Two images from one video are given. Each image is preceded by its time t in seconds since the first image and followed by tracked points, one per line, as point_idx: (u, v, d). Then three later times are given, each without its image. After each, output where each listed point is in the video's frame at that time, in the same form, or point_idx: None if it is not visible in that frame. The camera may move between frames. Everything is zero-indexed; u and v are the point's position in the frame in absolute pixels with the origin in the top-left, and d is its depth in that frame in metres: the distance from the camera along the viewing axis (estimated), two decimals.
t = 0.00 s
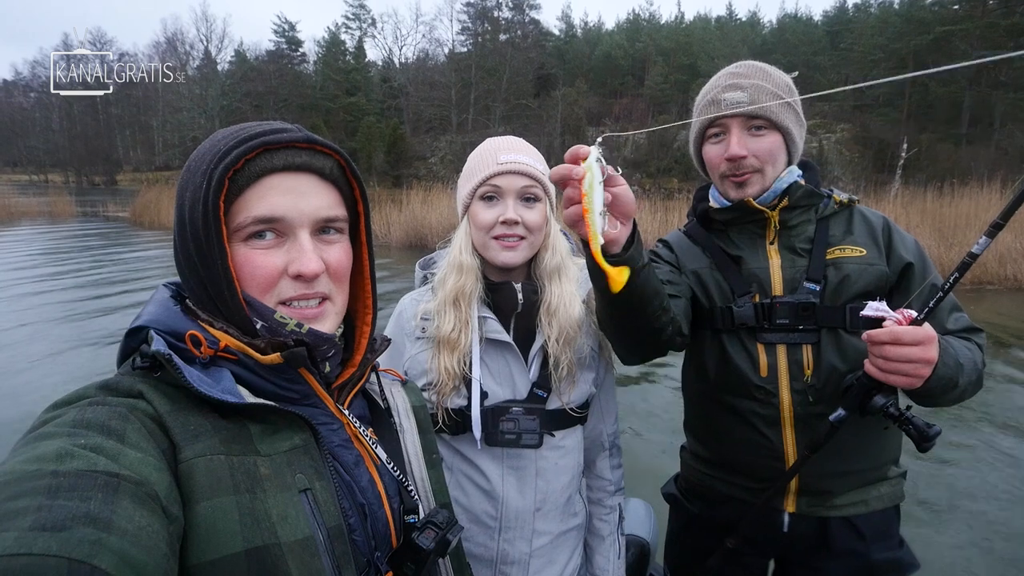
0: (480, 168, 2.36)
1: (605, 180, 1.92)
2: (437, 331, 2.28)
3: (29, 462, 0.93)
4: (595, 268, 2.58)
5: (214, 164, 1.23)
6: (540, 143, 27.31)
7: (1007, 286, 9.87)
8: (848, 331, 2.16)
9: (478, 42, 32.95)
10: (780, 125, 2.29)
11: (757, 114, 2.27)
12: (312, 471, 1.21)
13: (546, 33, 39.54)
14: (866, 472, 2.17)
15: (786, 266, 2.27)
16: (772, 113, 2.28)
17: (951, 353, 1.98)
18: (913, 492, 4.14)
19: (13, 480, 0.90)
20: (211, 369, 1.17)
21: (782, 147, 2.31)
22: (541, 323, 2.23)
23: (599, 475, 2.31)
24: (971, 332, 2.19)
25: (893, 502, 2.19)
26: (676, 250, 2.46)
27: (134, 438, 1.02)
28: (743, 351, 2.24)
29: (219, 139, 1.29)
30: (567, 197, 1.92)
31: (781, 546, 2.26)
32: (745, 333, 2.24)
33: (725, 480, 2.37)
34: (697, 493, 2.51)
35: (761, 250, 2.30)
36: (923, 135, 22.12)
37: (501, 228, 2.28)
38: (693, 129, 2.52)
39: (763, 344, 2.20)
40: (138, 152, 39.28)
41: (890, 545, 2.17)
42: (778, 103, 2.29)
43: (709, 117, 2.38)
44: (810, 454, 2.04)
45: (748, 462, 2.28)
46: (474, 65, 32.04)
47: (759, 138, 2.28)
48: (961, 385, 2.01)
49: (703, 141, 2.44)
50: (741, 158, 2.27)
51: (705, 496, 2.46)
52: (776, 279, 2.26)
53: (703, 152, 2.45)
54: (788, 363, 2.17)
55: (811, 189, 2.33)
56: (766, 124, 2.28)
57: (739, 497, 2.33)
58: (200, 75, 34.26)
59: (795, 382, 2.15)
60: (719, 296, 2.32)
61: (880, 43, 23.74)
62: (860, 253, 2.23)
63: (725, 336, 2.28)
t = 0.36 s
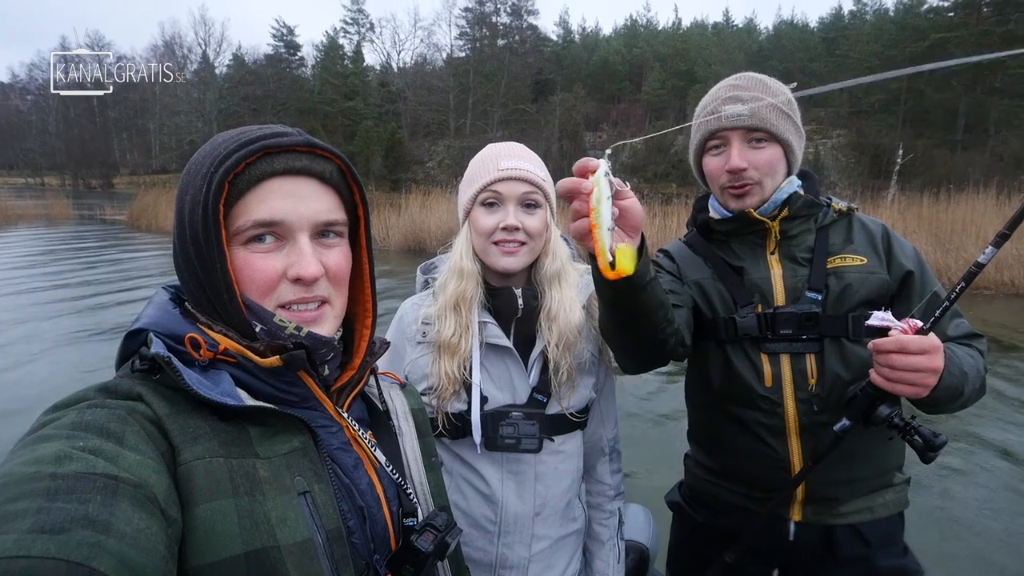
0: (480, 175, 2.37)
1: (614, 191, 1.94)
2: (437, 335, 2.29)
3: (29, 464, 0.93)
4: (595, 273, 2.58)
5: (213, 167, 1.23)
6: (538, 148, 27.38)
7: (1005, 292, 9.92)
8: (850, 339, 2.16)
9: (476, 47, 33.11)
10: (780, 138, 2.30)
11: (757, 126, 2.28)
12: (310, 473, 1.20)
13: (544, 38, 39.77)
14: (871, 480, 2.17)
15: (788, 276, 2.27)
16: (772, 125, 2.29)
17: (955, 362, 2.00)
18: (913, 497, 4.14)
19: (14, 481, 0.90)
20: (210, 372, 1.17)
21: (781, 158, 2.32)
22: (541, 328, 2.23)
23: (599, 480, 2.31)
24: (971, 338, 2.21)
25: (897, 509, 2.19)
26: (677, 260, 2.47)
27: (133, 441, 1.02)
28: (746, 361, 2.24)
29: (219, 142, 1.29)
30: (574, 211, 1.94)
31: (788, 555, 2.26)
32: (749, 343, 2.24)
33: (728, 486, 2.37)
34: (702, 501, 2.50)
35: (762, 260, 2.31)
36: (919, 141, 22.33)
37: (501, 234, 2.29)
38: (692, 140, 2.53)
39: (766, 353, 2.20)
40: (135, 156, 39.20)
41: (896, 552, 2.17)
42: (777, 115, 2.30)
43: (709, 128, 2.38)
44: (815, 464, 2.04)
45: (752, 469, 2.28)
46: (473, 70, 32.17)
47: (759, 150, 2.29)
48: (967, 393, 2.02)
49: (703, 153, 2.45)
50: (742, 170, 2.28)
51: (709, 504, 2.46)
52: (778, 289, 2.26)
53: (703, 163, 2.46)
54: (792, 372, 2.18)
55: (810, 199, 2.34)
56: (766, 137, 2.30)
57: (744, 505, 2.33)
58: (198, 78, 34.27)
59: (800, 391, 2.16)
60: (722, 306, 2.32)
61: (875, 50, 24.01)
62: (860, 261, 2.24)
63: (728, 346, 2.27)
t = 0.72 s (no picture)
0: (479, 174, 2.37)
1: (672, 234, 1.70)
2: (434, 335, 2.28)
3: (30, 462, 0.93)
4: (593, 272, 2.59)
5: (214, 167, 1.23)
6: (537, 147, 27.49)
7: (1005, 292, 9.95)
8: (853, 342, 2.17)
9: (475, 46, 33.11)
10: (786, 142, 2.27)
11: (761, 130, 2.24)
12: (311, 471, 1.21)
13: (544, 37, 39.82)
14: (876, 483, 2.18)
15: (792, 277, 2.28)
16: (777, 128, 2.25)
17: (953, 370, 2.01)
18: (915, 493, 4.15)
19: (16, 479, 0.91)
20: (211, 371, 1.17)
21: (786, 162, 2.29)
22: (539, 327, 2.23)
23: (598, 480, 2.31)
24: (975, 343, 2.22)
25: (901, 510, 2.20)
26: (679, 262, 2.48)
27: (133, 441, 1.02)
28: (748, 363, 2.24)
29: (221, 141, 1.29)
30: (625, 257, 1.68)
31: (790, 555, 2.28)
32: (751, 344, 2.24)
33: (730, 485, 2.39)
34: (703, 500, 2.52)
35: (766, 261, 2.30)
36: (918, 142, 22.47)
37: (502, 234, 2.29)
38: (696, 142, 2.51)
39: (769, 354, 2.20)
40: (133, 153, 39.11)
41: (898, 554, 2.17)
42: (782, 118, 2.25)
43: (713, 133, 2.35)
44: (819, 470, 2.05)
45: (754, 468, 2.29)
46: (472, 69, 32.21)
47: (764, 154, 2.26)
48: (967, 400, 2.03)
49: (707, 154, 2.43)
50: (745, 175, 2.26)
51: (710, 503, 2.48)
52: (782, 291, 2.26)
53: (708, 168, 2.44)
54: (794, 373, 2.18)
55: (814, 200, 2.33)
56: (770, 140, 2.26)
57: (747, 504, 2.35)
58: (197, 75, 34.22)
59: (802, 393, 2.17)
60: (725, 307, 2.32)
61: (875, 51, 24.08)
62: (865, 263, 2.23)
63: (729, 347, 2.27)
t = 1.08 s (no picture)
0: (501, 173, 2.32)
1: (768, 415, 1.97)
2: (443, 342, 2.22)
3: (30, 464, 0.93)
4: (587, 267, 2.62)
5: (213, 167, 1.23)
6: (532, 147, 27.57)
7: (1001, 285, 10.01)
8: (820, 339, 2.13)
9: (469, 46, 33.15)
10: (769, 135, 2.28)
11: (744, 124, 2.27)
12: (310, 472, 1.20)
13: (537, 37, 39.89)
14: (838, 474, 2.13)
15: (764, 274, 2.22)
16: (760, 122, 2.27)
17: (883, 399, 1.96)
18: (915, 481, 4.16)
19: (15, 480, 0.91)
20: (209, 372, 1.17)
21: (771, 156, 2.30)
22: (547, 324, 2.26)
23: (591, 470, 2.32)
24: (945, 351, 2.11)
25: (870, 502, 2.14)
26: (661, 259, 2.50)
27: (132, 441, 1.02)
28: (716, 355, 2.28)
29: (221, 141, 1.29)
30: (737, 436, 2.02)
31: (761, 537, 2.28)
32: (719, 339, 2.26)
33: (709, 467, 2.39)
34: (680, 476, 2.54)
35: (741, 257, 2.27)
36: (911, 137, 22.63)
37: (527, 233, 2.31)
38: (686, 137, 2.53)
39: (735, 347, 2.22)
40: (127, 158, 38.99)
41: (865, 540, 2.12)
42: (766, 113, 2.27)
43: (699, 126, 2.39)
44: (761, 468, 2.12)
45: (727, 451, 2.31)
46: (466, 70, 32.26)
47: (748, 148, 2.28)
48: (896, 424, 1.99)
49: (695, 151, 2.46)
50: (730, 168, 2.28)
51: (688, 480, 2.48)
52: (752, 286, 2.23)
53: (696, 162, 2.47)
54: (758, 368, 2.18)
55: (797, 198, 2.24)
56: (755, 134, 2.29)
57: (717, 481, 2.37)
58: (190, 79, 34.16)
59: (765, 386, 2.17)
60: (698, 304, 2.33)
61: (867, 48, 24.24)
62: (838, 263, 2.13)
63: (702, 342, 2.32)
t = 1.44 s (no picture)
0: (499, 169, 2.33)
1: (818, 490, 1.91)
2: (447, 342, 2.18)
3: (29, 462, 0.93)
4: (559, 256, 2.65)
5: (212, 166, 1.22)
6: (531, 144, 27.55)
7: (1002, 279, 10.00)
8: (823, 338, 2.10)
9: (467, 43, 33.08)
10: (748, 138, 2.24)
11: (719, 128, 2.27)
12: (310, 469, 1.20)
13: (535, 32, 39.81)
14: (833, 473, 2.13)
15: (768, 269, 2.21)
16: (735, 126, 2.24)
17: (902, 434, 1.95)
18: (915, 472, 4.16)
19: (14, 479, 0.91)
20: (209, 370, 1.17)
21: (757, 157, 2.27)
22: (540, 312, 2.32)
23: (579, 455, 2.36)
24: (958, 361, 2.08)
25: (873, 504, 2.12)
26: (666, 252, 2.51)
27: (132, 440, 1.02)
28: (715, 350, 2.27)
29: (220, 139, 1.28)
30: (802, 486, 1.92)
31: (757, 538, 2.29)
32: (719, 333, 2.27)
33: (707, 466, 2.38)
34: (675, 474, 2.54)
35: (746, 251, 2.26)
36: (910, 131, 22.67)
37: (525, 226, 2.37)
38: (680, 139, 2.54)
39: (734, 344, 2.21)
40: (125, 156, 38.89)
41: (863, 544, 2.13)
42: (743, 114, 2.24)
43: (686, 129, 2.43)
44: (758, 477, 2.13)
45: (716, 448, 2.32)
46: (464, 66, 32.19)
47: (727, 150, 2.28)
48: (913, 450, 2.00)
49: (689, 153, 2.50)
50: (711, 171, 2.32)
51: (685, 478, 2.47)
52: (754, 282, 2.22)
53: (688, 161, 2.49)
54: (757, 364, 2.17)
55: (807, 193, 2.22)
56: (731, 137, 2.27)
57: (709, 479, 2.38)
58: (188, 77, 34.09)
59: (762, 383, 2.15)
60: (700, 296, 2.33)
61: (866, 43, 24.23)
62: (845, 262, 2.11)
63: (702, 336, 2.32)
